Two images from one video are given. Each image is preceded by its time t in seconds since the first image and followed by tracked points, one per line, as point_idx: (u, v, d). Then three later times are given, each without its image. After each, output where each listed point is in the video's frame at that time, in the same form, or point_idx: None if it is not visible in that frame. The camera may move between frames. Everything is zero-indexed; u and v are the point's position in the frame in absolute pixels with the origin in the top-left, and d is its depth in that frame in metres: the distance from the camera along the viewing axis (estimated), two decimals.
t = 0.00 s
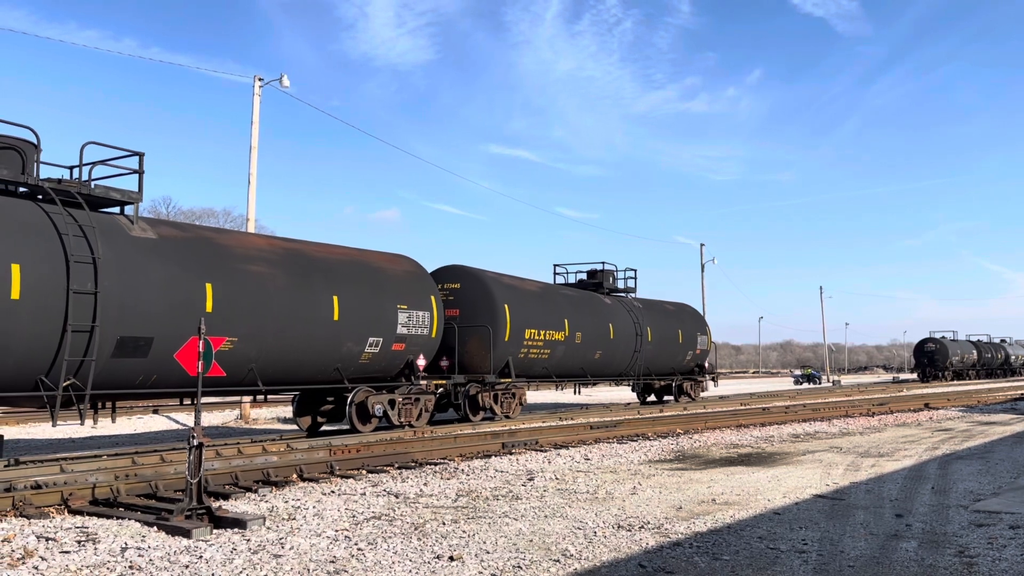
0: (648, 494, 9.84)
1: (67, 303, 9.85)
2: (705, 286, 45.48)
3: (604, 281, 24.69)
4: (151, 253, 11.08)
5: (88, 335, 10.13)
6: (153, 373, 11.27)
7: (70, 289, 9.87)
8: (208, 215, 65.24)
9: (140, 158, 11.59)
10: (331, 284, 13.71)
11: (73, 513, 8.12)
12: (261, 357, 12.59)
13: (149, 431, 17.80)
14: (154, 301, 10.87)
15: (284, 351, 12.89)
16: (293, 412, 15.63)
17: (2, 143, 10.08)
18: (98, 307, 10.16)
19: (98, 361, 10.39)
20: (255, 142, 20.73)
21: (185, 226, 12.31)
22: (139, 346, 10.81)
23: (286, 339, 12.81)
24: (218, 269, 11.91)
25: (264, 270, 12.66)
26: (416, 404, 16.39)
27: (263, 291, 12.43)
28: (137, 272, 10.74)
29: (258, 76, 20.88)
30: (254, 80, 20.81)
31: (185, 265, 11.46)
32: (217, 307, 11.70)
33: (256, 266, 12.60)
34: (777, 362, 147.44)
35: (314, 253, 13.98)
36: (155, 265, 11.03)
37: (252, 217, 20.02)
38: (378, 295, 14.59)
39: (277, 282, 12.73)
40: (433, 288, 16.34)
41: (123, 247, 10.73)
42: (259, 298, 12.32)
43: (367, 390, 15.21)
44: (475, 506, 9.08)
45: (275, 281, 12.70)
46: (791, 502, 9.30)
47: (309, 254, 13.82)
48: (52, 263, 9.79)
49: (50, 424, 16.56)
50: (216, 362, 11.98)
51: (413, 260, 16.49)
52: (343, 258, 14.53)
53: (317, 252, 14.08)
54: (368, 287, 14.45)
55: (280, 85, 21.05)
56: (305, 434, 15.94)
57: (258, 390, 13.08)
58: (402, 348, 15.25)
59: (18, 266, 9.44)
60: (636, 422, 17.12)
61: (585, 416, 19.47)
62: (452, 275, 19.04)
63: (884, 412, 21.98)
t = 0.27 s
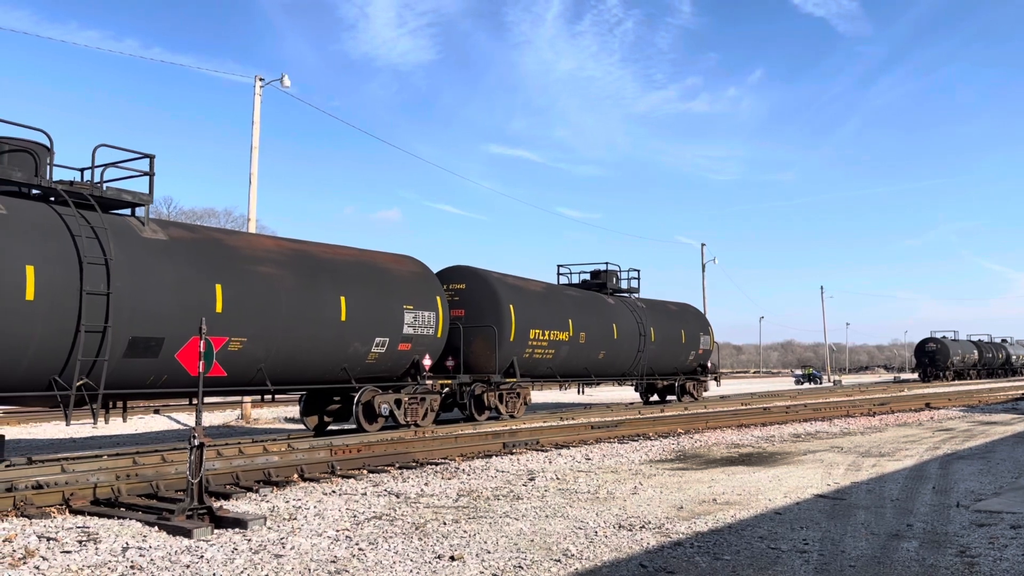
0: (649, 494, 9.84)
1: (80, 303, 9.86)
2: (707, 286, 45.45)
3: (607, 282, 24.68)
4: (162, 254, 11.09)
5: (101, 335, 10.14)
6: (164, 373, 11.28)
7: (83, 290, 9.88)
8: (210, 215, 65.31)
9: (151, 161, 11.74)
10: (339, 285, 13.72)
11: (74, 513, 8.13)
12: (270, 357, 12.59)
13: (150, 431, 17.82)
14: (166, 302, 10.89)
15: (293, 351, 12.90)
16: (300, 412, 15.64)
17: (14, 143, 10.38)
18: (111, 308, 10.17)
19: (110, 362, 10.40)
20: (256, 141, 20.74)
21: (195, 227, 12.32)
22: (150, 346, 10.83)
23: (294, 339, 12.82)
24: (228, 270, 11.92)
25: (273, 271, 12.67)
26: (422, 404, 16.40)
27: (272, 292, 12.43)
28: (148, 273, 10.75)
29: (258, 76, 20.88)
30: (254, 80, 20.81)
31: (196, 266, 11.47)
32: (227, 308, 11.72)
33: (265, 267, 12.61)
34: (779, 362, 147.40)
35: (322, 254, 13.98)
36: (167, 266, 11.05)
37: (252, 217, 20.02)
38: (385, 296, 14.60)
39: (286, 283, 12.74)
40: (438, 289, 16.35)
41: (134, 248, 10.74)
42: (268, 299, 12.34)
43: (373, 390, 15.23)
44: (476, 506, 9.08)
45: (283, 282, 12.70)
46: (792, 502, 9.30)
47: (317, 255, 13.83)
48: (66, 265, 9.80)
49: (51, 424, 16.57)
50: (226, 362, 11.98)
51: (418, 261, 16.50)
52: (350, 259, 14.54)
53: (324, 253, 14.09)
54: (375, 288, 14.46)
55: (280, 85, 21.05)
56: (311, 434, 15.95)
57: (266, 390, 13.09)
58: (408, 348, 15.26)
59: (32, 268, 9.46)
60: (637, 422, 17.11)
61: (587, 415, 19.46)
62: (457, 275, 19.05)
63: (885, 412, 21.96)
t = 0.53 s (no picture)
0: (649, 494, 9.84)
1: (94, 304, 9.87)
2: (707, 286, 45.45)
3: (610, 282, 24.68)
4: (174, 255, 11.10)
5: (114, 335, 10.15)
6: (175, 373, 11.30)
7: (97, 290, 9.88)
8: (211, 215, 65.35)
9: (162, 163, 11.72)
10: (347, 285, 13.72)
11: (75, 513, 8.13)
12: (278, 357, 12.60)
13: (150, 431, 17.83)
14: (178, 302, 10.90)
15: (301, 351, 12.92)
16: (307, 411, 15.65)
17: (30, 147, 10.38)
18: (124, 309, 10.18)
19: (123, 362, 10.41)
20: (256, 141, 20.73)
21: (204, 228, 12.32)
22: (162, 346, 10.84)
23: (303, 339, 12.83)
24: (238, 271, 11.93)
25: (282, 271, 12.68)
26: (428, 404, 16.42)
27: (281, 292, 12.44)
28: (160, 274, 10.76)
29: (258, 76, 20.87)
30: (255, 80, 20.81)
31: (207, 266, 11.49)
32: (237, 308, 11.74)
33: (274, 267, 12.62)
34: (780, 362, 147.33)
35: (330, 255, 13.97)
36: (178, 267, 11.05)
37: (253, 217, 20.01)
38: (392, 297, 14.60)
39: (295, 283, 12.75)
40: (444, 289, 16.35)
41: (147, 250, 10.74)
42: (277, 300, 12.35)
43: (380, 390, 15.25)
44: (476, 506, 9.07)
45: (292, 283, 12.71)
46: (793, 501, 9.30)
47: (325, 256, 13.82)
48: (80, 265, 9.80)
49: (52, 424, 16.59)
50: (235, 362, 12.00)
51: (424, 261, 16.48)
52: (358, 260, 14.53)
53: (332, 254, 14.09)
54: (382, 288, 14.47)
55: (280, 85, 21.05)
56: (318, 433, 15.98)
57: (275, 389, 13.10)
58: (414, 348, 15.26)
59: (47, 269, 9.46)
60: (637, 422, 17.11)
61: (587, 415, 19.45)
62: (461, 276, 19.05)
63: (886, 412, 21.94)
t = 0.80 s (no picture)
0: (649, 493, 9.84)
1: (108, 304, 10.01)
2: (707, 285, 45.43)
3: (613, 282, 24.68)
4: (185, 257, 11.18)
5: (128, 335, 10.29)
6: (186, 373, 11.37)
7: (111, 291, 10.03)
8: (211, 215, 65.35)
9: (173, 165, 11.76)
10: (355, 286, 13.78)
11: (75, 512, 8.14)
12: (288, 357, 12.62)
13: (151, 431, 17.83)
14: (189, 302, 10.99)
15: (311, 351, 12.96)
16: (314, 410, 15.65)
17: (45, 150, 10.48)
18: (137, 309, 10.31)
19: (137, 361, 10.51)
20: (256, 141, 20.74)
21: (215, 229, 12.38)
22: (174, 346, 10.91)
23: (312, 339, 12.86)
24: (248, 271, 12.00)
25: (292, 272, 12.73)
26: (434, 403, 16.42)
27: (290, 292, 12.50)
28: (172, 275, 10.86)
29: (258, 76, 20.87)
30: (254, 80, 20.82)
31: (218, 267, 11.57)
32: (247, 308, 11.80)
33: (284, 268, 12.68)
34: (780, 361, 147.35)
35: (338, 256, 14.03)
36: (190, 268, 11.13)
37: (253, 217, 20.01)
38: (400, 297, 14.64)
39: (304, 283, 12.78)
40: (450, 289, 16.38)
41: (159, 251, 10.86)
42: (287, 300, 12.41)
43: (387, 389, 15.24)
44: (477, 506, 9.07)
45: (302, 283, 12.76)
46: (793, 501, 9.30)
47: (333, 257, 13.88)
48: (94, 266, 9.95)
49: (52, 424, 16.58)
50: (246, 362, 12.04)
51: (429, 262, 16.51)
52: (365, 260, 14.58)
53: (340, 255, 14.14)
54: (389, 287, 14.51)
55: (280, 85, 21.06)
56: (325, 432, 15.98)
57: (285, 390, 13.13)
58: (421, 348, 15.27)
59: (62, 270, 9.63)
60: (637, 422, 17.09)
61: (588, 415, 19.44)
62: (466, 276, 19.08)
63: (886, 411, 21.92)
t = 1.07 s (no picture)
0: (650, 493, 9.83)
1: (123, 305, 10.14)
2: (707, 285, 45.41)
3: (616, 282, 24.67)
4: (198, 258, 11.30)
5: (142, 335, 10.41)
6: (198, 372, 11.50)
7: (126, 291, 10.15)
8: (210, 215, 65.38)
9: (184, 167, 11.93)
10: (364, 286, 13.87)
11: (75, 512, 8.14)
12: (297, 357, 12.73)
13: (151, 430, 17.83)
14: (202, 303, 11.11)
15: (320, 351, 13.04)
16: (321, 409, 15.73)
17: (60, 153, 10.52)
18: (151, 309, 10.43)
19: (150, 361, 10.64)
20: (257, 140, 20.73)
21: (225, 230, 12.48)
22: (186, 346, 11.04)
23: (321, 339, 12.96)
24: (258, 272, 12.11)
25: (301, 272, 12.81)
26: (440, 402, 16.48)
27: (300, 293, 12.59)
28: (185, 276, 10.97)
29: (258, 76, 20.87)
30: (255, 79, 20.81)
31: (229, 268, 11.66)
32: (258, 309, 11.91)
33: (293, 269, 12.76)
34: (780, 360, 147.40)
35: (346, 257, 14.11)
36: (202, 269, 11.26)
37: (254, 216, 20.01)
38: (408, 297, 14.72)
39: (314, 284, 12.89)
40: (457, 290, 16.44)
41: (171, 252, 10.98)
42: (297, 300, 12.51)
43: (393, 388, 15.32)
44: (477, 505, 9.07)
45: (311, 284, 12.86)
46: (793, 500, 9.31)
47: (342, 257, 13.96)
48: (109, 268, 10.07)
49: (53, 423, 16.58)
50: (255, 362, 12.13)
51: (435, 262, 16.53)
52: (374, 261, 14.66)
53: (349, 256, 14.22)
54: (397, 288, 14.59)
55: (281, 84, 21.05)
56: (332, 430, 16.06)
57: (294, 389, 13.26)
58: (428, 347, 15.32)
59: (78, 271, 9.74)
60: (637, 421, 17.09)
61: (588, 414, 19.45)
62: (471, 276, 19.08)
63: (886, 411, 21.92)
